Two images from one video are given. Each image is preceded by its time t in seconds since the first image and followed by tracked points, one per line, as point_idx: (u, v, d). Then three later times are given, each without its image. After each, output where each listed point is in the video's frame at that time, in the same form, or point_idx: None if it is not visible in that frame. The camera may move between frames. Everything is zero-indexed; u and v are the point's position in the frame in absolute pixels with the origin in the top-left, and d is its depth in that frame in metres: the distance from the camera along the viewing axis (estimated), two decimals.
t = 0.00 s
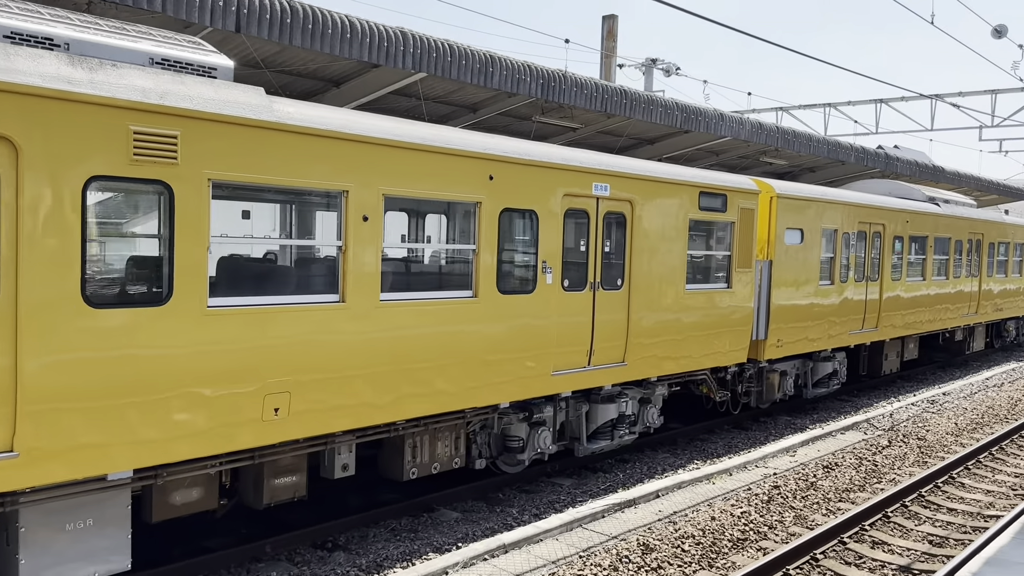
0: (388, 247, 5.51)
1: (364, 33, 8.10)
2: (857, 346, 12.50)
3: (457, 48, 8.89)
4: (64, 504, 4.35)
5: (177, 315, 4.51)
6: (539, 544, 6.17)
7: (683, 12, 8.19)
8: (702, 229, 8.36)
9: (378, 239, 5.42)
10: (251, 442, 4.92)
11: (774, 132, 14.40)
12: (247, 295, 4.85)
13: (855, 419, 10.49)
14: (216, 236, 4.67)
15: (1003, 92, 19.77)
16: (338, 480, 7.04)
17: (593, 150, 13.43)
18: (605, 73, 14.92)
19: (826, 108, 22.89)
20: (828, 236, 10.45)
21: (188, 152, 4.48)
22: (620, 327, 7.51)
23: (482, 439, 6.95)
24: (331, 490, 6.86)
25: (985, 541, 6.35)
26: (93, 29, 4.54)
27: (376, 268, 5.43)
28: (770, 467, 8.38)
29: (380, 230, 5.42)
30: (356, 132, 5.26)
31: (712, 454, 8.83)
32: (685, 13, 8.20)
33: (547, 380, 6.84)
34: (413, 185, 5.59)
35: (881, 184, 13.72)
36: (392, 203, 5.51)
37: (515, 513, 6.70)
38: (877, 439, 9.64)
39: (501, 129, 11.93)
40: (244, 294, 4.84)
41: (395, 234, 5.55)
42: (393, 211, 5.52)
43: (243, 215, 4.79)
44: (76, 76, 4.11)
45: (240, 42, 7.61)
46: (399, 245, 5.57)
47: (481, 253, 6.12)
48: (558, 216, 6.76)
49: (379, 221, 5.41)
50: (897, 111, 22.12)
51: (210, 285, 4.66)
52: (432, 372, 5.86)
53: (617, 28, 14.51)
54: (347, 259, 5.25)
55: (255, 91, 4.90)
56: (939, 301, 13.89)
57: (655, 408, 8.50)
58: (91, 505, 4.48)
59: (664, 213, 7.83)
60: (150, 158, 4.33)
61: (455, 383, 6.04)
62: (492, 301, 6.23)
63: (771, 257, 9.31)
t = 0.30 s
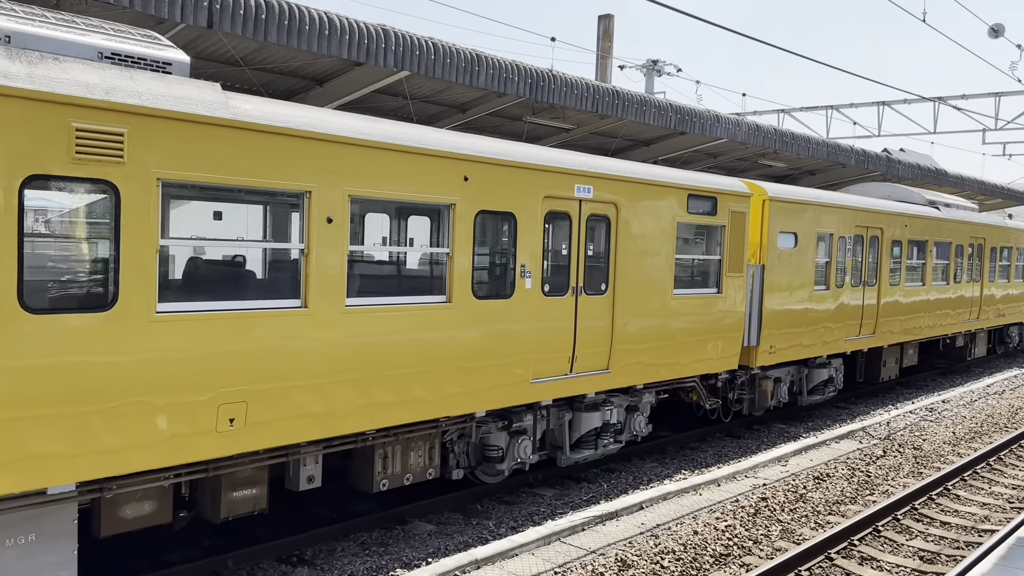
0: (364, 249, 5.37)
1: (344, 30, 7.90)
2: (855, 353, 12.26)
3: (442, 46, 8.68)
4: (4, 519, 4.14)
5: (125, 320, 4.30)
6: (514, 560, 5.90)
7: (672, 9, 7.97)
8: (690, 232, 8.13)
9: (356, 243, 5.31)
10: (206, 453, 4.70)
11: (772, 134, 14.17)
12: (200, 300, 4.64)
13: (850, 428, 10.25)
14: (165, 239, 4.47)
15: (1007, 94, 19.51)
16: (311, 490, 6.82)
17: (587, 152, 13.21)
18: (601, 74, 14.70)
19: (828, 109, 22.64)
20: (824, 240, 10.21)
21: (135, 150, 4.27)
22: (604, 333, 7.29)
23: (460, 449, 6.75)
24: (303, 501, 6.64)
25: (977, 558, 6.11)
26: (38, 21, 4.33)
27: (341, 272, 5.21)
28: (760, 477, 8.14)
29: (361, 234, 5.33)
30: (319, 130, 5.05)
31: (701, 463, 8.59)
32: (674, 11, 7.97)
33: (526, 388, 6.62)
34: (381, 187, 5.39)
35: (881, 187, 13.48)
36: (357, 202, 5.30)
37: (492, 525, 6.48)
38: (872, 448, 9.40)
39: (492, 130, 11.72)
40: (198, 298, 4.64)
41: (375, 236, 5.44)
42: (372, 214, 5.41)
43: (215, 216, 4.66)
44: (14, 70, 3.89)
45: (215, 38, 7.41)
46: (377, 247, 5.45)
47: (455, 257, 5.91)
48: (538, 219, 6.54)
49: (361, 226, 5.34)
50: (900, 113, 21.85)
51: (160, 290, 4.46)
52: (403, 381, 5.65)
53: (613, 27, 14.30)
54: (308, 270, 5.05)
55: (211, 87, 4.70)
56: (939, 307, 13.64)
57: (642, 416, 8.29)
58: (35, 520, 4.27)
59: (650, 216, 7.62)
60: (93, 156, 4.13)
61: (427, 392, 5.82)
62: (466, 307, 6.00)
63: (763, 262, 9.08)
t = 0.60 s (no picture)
0: (344, 249, 5.28)
1: (323, 25, 7.72)
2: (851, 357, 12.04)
3: (425, 42, 8.50)
4: None
5: (70, 321, 4.13)
6: (488, 570, 5.72)
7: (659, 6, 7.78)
8: (677, 233, 7.95)
9: (335, 241, 5.22)
10: (159, 460, 4.52)
11: (770, 134, 13.96)
12: (153, 299, 4.48)
13: (844, 434, 10.04)
14: (113, 238, 4.28)
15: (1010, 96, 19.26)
16: (283, 496, 6.64)
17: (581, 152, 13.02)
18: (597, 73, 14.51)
19: (830, 111, 22.40)
20: (818, 242, 10.01)
21: (80, 143, 4.10)
22: (586, 337, 7.10)
23: (436, 454, 6.56)
24: (274, 507, 6.46)
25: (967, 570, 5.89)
26: None
27: (304, 271, 5.03)
28: (748, 485, 7.94)
29: (340, 233, 5.24)
30: (281, 124, 4.88)
31: (689, 470, 8.38)
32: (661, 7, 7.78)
33: (503, 393, 6.43)
34: (346, 184, 5.21)
35: (879, 189, 13.26)
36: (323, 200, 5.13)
37: (466, 534, 6.28)
38: (866, 456, 9.18)
39: (482, 129, 11.54)
40: (148, 298, 4.46)
41: (357, 236, 5.34)
42: (353, 213, 5.31)
43: (186, 214, 4.55)
44: None
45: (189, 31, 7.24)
46: (357, 248, 5.35)
47: (427, 258, 5.72)
48: (516, 218, 6.35)
49: (340, 225, 5.25)
50: (902, 115, 21.63)
51: (109, 289, 4.29)
52: (370, 385, 5.46)
53: (609, 26, 14.11)
54: (268, 271, 4.87)
55: (164, 80, 4.54)
56: (938, 311, 13.42)
57: (628, 421, 8.09)
58: None
59: (634, 216, 7.42)
60: (34, 149, 3.95)
61: (396, 396, 5.64)
62: (439, 308, 5.82)
63: (754, 264, 8.87)
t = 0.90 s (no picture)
0: (329, 254, 5.18)
1: (305, 23, 7.56)
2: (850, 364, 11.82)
3: (411, 41, 8.33)
4: None
5: (16, 325, 3.95)
6: None
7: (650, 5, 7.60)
8: (667, 237, 7.75)
9: (316, 246, 5.12)
10: (112, 472, 4.35)
11: (769, 137, 13.75)
12: (106, 304, 4.31)
13: (842, 443, 9.82)
14: (63, 241, 4.12)
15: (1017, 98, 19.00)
16: (257, 506, 6.46)
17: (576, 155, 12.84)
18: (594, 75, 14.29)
19: (835, 113, 22.15)
20: (815, 246, 9.80)
21: (26, 141, 3.94)
22: (571, 343, 6.91)
23: (415, 464, 6.38)
24: (247, 517, 6.29)
25: None
26: None
27: (269, 275, 4.86)
28: (740, 496, 7.73)
29: (321, 237, 5.13)
30: (244, 123, 4.71)
31: (679, 479, 8.17)
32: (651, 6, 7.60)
33: (482, 401, 6.25)
34: (314, 186, 5.03)
35: (881, 192, 13.04)
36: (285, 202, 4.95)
37: (444, 547, 6.09)
38: (863, 465, 8.95)
39: (475, 130, 11.37)
40: (103, 303, 4.30)
41: (339, 241, 5.21)
42: (336, 215, 5.18)
43: (160, 217, 4.44)
44: None
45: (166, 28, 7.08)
46: (343, 253, 5.24)
47: (401, 261, 5.54)
48: (496, 221, 6.17)
49: (322, 228, 5.13)
50: (908, 117, 21.38)
51: (59, 293, 4.13)
52: (340, 393, 5.29)
53: (606, 27, 13.94)
54: (230, 277, 4.71)
55: (121, 77, 4.38)
56: (941, 317, 13.19)
57: (617, 429, 7.91)
58: None
59: (622, 219, 7.24)
60: None
61: (368, 405, 5.45)
62: (413, 314, 5.64)
63: (747, 269, 8.68)
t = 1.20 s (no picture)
0: (309, 255, 5.02)
1: (285, 20, 7.37)
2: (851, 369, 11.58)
3: (396, 38, 8.13)
4: None
5: None
6: None
7: None
8: (658, 239, 7.53)
9: (297, 247, 4.96)
10: (62, 483, 4.14)
11: (770, 138, 13.52)
12: (58, 309, 4.11)
13: (841, 450, 9.57)
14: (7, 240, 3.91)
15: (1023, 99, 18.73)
16: (231, 516, 6.25)
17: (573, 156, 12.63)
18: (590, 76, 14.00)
19: (839, 114, 21.91)
20: (813, 248, 9.57)
21: None
22: (556, 348, 6.69)
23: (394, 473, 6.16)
24: (219, 528, 6.07)
25: None
26: None
27: (232, 278, 4.66)
28: (733, 505, 7.49)
29: (302, 238, 4.97)
30: (205, 118, 4.51)
31: (672, 489, 7.94)
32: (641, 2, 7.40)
33: (462, 409, 6.03)
34: (281, 185, 4.84)
35: (884, 194, 12.80)
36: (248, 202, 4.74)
37: (422, 560, 5.87)
38: (862, 474, 8.71)
39: (467, 131, 11.18)
40: (55, 306, 4.10)
41: (322, 242, 5.07)
42: (318, 216, 5.04)
43: (133, 218, 4.28)
44: None
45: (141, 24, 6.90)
46: (325, 253, 5.09)
47: (375, 263, 5.33)
48: (477, 222, 5.96)
49: (303, 229, 4.98)
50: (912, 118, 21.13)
51: (8, 295, 3.93)
52: (309, 401, 5.08)
53: (603, 26, 13.74)
54: (189, 281, 4.51)
55: (74, 71, 4.19)
56: (945, 321, 12.93)
57: (607, 437, 7.69)
58: None
59: (610, 220, 7.02)
60: None
61: (339, 412, 5.24)
62: (388, 318, 5.43)
63: (742, 272, 8.47)
